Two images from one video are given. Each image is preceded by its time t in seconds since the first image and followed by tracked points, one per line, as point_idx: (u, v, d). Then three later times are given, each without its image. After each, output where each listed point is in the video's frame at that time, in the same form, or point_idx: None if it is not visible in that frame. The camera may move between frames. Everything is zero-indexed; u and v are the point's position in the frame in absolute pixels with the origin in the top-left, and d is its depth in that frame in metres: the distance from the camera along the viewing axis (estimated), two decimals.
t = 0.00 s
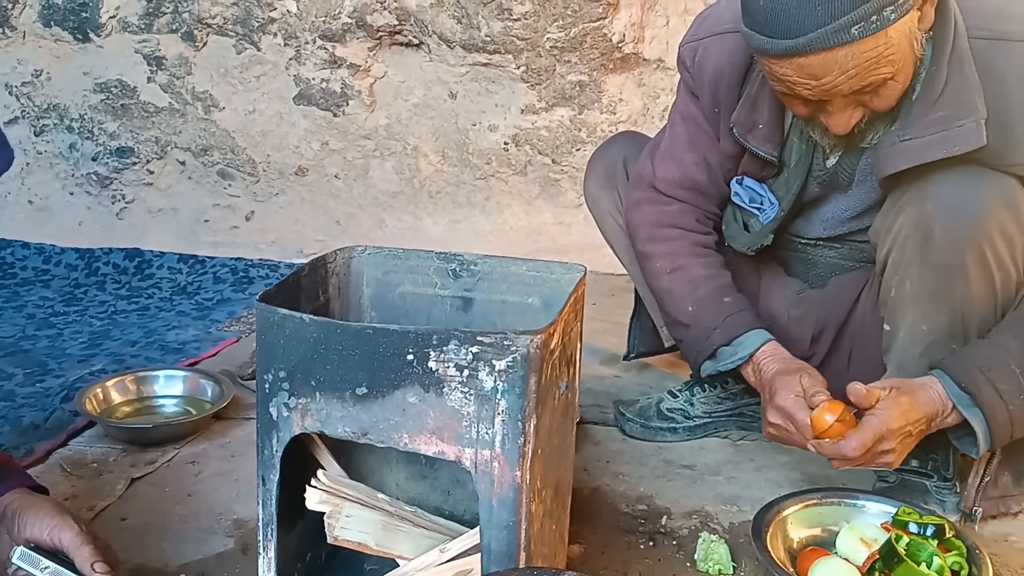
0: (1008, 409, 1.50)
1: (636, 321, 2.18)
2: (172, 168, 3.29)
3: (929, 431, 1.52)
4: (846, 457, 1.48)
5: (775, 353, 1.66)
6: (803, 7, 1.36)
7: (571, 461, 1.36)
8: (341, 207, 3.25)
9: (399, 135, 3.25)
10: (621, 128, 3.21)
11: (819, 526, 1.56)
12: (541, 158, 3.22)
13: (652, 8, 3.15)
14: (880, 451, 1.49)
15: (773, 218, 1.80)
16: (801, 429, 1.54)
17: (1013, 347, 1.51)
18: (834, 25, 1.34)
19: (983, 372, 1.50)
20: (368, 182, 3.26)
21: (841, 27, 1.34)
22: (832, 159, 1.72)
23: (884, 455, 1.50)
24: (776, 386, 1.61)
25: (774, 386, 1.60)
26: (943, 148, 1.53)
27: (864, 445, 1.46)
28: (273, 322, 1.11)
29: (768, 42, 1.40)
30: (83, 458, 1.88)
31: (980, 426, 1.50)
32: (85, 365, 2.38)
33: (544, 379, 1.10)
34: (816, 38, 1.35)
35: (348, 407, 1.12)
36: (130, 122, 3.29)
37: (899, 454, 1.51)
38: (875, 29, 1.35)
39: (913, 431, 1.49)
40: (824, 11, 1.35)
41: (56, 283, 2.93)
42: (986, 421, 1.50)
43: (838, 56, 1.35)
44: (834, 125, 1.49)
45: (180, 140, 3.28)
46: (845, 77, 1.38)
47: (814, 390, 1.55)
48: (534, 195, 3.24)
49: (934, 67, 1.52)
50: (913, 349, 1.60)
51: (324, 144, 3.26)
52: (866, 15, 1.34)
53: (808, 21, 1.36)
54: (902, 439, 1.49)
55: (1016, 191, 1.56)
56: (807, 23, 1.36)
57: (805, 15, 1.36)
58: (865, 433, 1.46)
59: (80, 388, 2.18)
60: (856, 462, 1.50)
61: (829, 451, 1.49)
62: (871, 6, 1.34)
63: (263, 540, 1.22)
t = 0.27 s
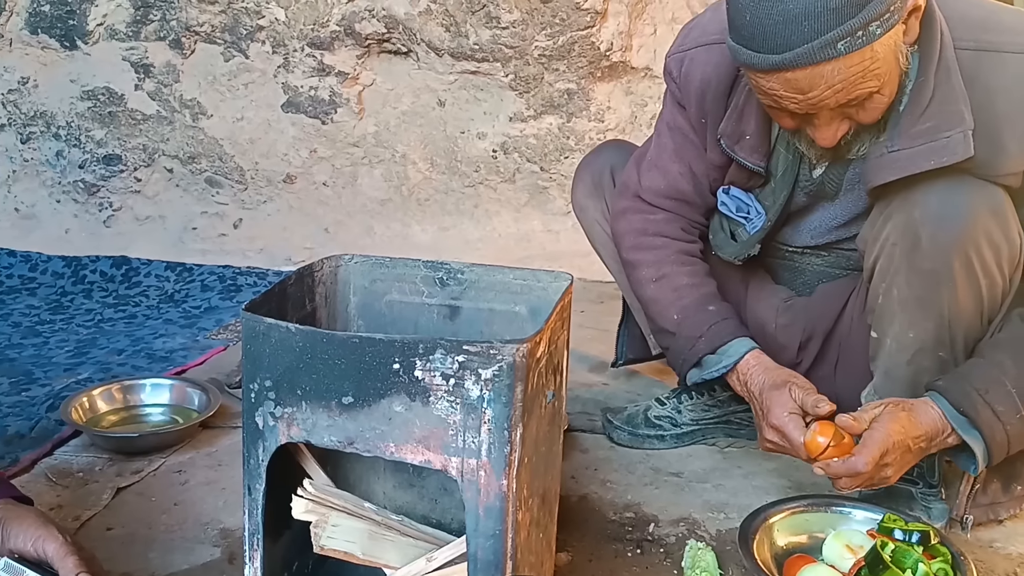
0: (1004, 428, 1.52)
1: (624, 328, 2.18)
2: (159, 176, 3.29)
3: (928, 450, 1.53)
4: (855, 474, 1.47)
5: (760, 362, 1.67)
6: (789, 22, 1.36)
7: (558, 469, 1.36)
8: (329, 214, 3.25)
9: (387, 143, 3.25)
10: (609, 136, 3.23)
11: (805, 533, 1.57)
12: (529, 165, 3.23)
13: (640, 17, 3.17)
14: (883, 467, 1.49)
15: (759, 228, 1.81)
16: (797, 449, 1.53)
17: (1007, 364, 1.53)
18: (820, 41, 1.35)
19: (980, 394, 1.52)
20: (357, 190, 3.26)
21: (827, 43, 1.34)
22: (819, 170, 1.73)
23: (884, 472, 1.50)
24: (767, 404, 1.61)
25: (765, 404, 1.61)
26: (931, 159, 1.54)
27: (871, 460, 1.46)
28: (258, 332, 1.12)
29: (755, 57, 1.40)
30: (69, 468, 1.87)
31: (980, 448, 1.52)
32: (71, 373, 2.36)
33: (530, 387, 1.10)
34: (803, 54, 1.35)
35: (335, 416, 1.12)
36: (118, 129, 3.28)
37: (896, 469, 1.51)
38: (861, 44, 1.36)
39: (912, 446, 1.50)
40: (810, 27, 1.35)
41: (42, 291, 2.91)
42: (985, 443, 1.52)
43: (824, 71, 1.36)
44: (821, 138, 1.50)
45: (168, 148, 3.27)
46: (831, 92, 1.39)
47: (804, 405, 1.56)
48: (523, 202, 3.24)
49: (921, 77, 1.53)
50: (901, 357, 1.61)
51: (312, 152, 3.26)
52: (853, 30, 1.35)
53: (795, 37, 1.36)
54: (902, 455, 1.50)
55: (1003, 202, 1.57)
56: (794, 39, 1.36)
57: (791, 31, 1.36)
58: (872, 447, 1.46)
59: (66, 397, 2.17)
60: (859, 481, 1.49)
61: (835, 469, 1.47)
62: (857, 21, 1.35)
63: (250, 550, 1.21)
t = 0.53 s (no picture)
0: (990, 437, 1.52)
1: (617, 333, 2.19)
2: (153, 181, 3.28)
3: (912, 457, 1.53)
4: (848, 478, 1.45)
5: (751, 364, 1.67)
6: (785, 30, 1.36)
7: (551, 473, 1.36)
8: (323, 219, 3.25)
9: (381, 148, 3.26)
10: (602, 142, 3.24)
11: (797, 537, 1.57)
12: (522, 171, 3.24)
13: (633, 23, 3.18)
14: (873, 472, 1.48)
15: (753, 233, 1.82)
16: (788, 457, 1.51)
17: (991, 375, 1.53)
18: (816, 49, 1.35)
19: (964, 404, 1.51)
20: (350, 195, 3.26)
21: (823, 51, 1.35)
22: (812, 176, 1.73)
23: (874, 477, 1.49)
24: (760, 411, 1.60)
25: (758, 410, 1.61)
26: (925, 166, 1.55)
27: (862, 463, 1.45)
28: (251, 337, 1.12)
29: (751, 64, 1.41)
30: (60, 473, 1.86)
31: (964, 457, 1.52)
32: (63, 379, 2.36)
33: (522, 392, 1.10)
34: (799, 62, 1.36)
35: (326, 420, 1.12)
36: (111, 134, 3.28)
37: (884, 475, 1.51)
38: (857, 52, 1.37)
39: (899, 450, 1.50)
40: (806, 35, 1.35)
41: (35, 296, 2.91)
42: (970, 452, 1.52)
43: (820, 79, 1.37)
44: (814, 144, 1.50)
45: (161, 153, 3.27)
46: (826, 99, 1.40)
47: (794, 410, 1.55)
48: (516, 207, 3.25)
49: (914, 84, 1.53)
50: (893, 362, 1.62)
51: (305, 157, 3.26)
52: (848, 38, 1.35)
53: (790, 45, 1.36)
54: (890, 459, 1.50)
55: (995, 207, 1.57)
56: (790, 47, 1.36)
57: (787, 38, 1.36)
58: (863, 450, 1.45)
59: (57, 402, 2.16)
60: (851, 487, 1.48)
61: (828, 474, 1.46)
62: (853, 29, 1.35)
63: (241, 555, 1.22)
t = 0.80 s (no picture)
0: (995, 447, 1.53)
1: (610, 337, 2.19)
2: (147, 184, 3.28)
3: (922, 465, 1.55)
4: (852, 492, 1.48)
5: (747, 382, 1.70)
6: (780, 36, 1.36)
7: (543, 476, 1.36)
8: (317, 222, 3.25)
9: (375, 151, 3.25)
10: (597, 145, 3.24)
11: (789, 540, 1.57)
12: (517, 174, 3.24)
13: (627, 27, 3.19)
14: (879, 483, 1.51)
15: (748, 237, 1.83)
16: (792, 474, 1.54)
17: (993, 384, 1.54)
18: (812, 54, 1.36)
19: (968, 415, 1.53)
20: (345, 198, 3.26)
21: (818, 57, 1.35)
22: (808, 180, 1.74)
23: (882, 488, 1.52)
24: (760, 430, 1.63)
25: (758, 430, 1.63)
26: (923, 169, 1.55)
27: (865, 476, 1.48)
28: (243, 340, 1.12)
29: (746, 70, 1.41)
30: (53, 477, 1.86)
31: (971, 468, 1.54)
32: (56, 382, 2.35)
33: (514, 395, 1.11)
34: (795, 67, 1.36)
35: (318, 424, 1.12)
36: (105, 137, 3.27)
37: (893, 485, 1.53)
38: (851, 57, 1.37)
39: (904, 460, 1.53)
40: (802, 40, 1.35)
41: (28, 299, 2.90)
42: (976, 462, 1.54)
43: (815, 84, 1.37)
44: (810, 149, 1.51)
45: (156, 156, 3.27)
46: (822, 104, 1.40)
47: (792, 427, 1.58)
48: (511, 211, 3.25)
49: (910, 88, 1.53)
50: (889, 365, 1.62)
51: (300, 160, 3.26)
52: (843, 44, 1.36)
53: (785, 50, 1.37)
54: (896, 469, 1.52)
55: (992, 210, 1.57)
56: (785, 52, 1.36)
57: (782, 44, 1.36)
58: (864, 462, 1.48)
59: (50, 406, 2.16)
60: (860, 501, 1.51)
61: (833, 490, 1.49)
62: (848, 35, 1.36)
63: (232, 559, 1.21)
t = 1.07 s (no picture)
0: (992, 450, 1.53)
1: (604, 341, 2.18)
2: (141, 189, 3.28)
3: (925, 467, 1.55)
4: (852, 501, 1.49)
5: (741, 395, 1.70)
6: (777, 43, 1.37)
7: (538, 482, 1.36)
8: (312, 227, 3.23)
9: (370, 155, 3.25)
10: (592, 150, 3.24)
11: (783, 545, 1.57)
12: (512, 178, 3.24)
13: (621, 31, 3.20)
14: (881, 489, 1.51)
15: (744, 242, 1.83)
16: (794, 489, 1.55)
17: (989, 389, 1.54)
18: (808, 63, 1.36)
19: (964, 420, 1.53)
20: (339, 203, 3.25)
21: (814, 65, 1.36)
22: (804, 185, 1.75)
23: (885, 494, 1.52)
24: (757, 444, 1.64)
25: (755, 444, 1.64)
26: (921, 174, 1.55)
27: (861, 483, 1.49)
28: (235, 349, 1.11)
29: (742, 78, 1.41)
30: (46, 484, 1.85)
31: (969, 472, 1.54)
32: (50, 388, 2.35)
33: (508, 403, 1.11)
34: (791, 76, 1.36)
35: (312, 432, 1.12)
36: (99, 142, 3.27)
37: (897, 489, 1.53)
38: (848, 65, 1.37)
39: (904, 464, 1.52)
40: (798, 48, 1.36)
41: (22, 304, 2.89)
42: (974, 466, 1.53)
43: (812, 92, 1.38)
44: (805, 155, 1.51)
45: (150, 161, 3.26)
46: (818, 112, 1.40)
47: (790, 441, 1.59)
48: (506, 215, 3.24)
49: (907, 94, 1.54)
50: (884, 370, 1.62)
51: (295, 164, 3.25)
52: (840, 52, 1.36)
53: (781, 58, 1.37)
54: (897, 474, 1.52)
55: (988, 215, 1.58)
56: (781, 60, 1.37)
57: (779, 52, 1.37)
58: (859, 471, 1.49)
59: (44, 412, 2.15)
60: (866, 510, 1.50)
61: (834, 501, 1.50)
62: (844, 43, 1.36)
63: (225, 567, 1.21)
